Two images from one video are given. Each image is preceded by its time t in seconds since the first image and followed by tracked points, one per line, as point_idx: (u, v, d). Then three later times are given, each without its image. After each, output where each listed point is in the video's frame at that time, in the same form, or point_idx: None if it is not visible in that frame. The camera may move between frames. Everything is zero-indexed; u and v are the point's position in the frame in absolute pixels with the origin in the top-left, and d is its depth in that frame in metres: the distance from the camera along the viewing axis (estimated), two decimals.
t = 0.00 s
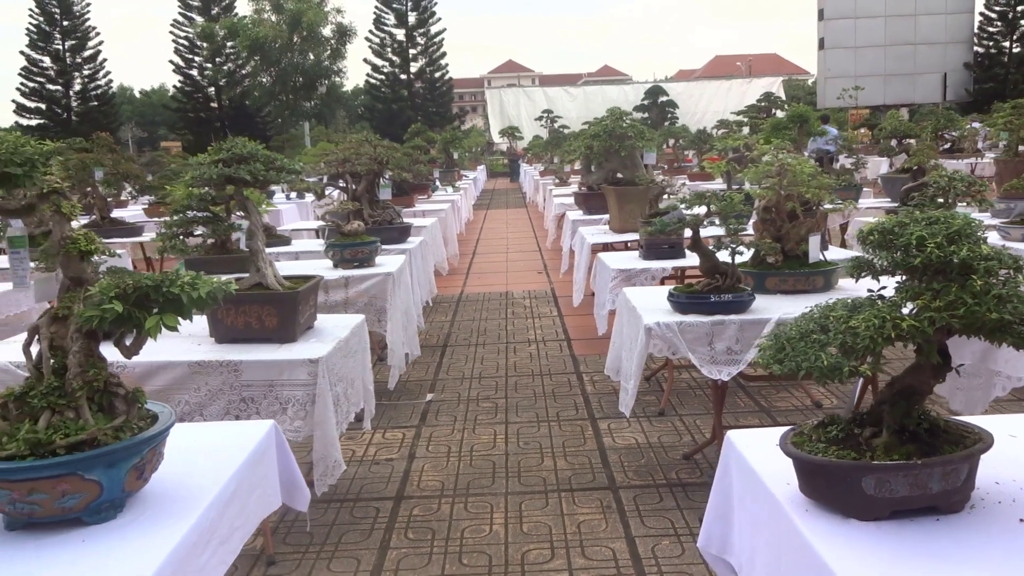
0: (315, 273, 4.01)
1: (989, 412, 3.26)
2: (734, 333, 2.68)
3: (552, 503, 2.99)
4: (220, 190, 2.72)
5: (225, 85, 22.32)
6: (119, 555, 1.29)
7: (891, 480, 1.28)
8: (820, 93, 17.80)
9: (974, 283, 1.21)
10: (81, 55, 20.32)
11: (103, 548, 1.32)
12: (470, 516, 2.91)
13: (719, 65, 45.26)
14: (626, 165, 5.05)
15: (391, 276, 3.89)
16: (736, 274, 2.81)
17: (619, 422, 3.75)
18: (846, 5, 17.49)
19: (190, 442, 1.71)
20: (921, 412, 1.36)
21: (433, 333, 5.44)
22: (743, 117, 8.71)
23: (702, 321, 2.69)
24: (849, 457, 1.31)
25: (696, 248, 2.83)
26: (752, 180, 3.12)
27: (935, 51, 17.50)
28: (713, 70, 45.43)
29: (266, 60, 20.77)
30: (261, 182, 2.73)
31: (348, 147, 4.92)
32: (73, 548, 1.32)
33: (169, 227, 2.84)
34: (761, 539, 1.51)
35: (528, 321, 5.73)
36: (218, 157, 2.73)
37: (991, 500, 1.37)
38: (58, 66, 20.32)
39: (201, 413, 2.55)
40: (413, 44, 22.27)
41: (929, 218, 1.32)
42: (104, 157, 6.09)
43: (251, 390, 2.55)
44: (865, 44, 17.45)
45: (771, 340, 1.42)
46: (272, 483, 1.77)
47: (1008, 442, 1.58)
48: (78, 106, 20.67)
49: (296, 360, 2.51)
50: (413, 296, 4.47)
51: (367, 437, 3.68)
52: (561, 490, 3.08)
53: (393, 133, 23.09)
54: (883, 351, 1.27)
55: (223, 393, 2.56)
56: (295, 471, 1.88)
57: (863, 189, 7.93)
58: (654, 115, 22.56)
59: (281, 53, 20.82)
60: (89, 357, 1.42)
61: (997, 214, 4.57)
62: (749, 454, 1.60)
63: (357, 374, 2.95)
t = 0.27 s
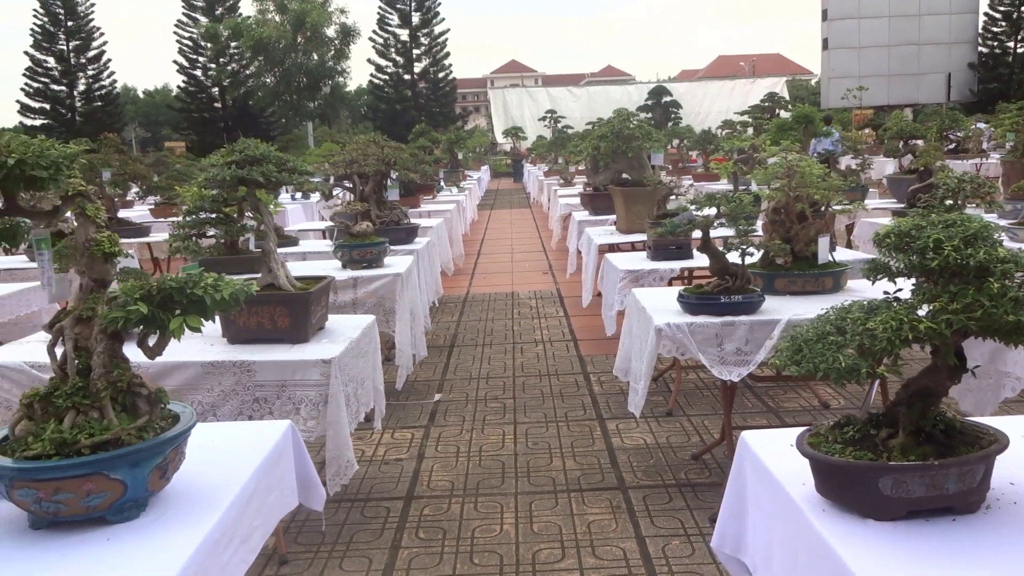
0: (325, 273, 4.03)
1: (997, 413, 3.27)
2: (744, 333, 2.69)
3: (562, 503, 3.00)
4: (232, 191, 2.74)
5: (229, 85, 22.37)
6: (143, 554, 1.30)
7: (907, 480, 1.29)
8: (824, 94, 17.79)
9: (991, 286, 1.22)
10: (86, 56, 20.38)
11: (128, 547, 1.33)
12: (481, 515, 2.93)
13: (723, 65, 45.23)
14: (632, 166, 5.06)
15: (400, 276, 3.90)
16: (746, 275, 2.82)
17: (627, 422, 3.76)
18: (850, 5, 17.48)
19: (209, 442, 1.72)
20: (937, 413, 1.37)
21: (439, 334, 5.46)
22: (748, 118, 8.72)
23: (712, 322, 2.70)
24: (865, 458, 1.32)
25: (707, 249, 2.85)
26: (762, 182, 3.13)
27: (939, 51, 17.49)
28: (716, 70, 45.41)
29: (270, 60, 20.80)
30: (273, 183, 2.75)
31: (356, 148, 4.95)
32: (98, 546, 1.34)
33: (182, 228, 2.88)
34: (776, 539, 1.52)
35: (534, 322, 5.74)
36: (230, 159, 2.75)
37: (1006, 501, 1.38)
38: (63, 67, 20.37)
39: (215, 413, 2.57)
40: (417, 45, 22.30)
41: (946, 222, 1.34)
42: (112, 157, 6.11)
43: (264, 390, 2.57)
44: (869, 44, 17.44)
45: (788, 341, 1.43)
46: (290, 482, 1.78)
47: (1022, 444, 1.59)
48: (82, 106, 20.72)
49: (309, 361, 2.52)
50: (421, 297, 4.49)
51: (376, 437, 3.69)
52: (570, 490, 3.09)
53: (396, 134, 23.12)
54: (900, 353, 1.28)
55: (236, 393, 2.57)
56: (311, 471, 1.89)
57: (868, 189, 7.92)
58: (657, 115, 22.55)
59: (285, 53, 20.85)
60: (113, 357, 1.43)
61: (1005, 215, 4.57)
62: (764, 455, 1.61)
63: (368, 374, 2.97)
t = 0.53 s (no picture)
0: (331, 273, 4.04)
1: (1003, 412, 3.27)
2: (752, 333, 2.70)
3: (569, 503, 3.01)
4: (241, 192, 2.75)
5: (231, 85, 22.39)
6: (161, 553, 1.31)
7: (920, 479, 1.30)
8: (826, 93, 17.78)
9: (1005, 286, 1.23)
10: (88, 56, 20.41)
11: (145, 546, 1.34)
12: (488, 515, 2.94)
13: (724, 65, 45.22)
14: (637, 166, 5.07)
15: (406, 276, 3.91)
16: (753, 275, 2.84)
17: (633, 422, 3.77)
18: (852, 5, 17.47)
19: (223, 441, 1.73)
20: (949, 413, 1.38)
21: (444, 334, 5.47)
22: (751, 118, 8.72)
23: (720, 322, 2.71)
24: (878, 457, 1.33)
25: (714, 249, 2.85)
26: (768, 181, 3.14)
27: (941, 51, 17.48)
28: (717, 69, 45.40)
29: (272, 60, 20.82)
30: (282, 184, 2.76)
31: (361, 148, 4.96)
32: (116, 545, 1.35)
33: (192, 229, 2.91)
34: (788, 538, 1.53)
35: (538, 322, 5.75)
36: (239, 159, 2.76)
37: (1018, 500, 1.39)
38: (65, 67, 20.40)
39: (224, 413, 2.58)
40: (419, 45, 22.31)
41: (959, 222, 1.34)
42: (117, 158, 6.13)
43: (274, 390, 2.58)
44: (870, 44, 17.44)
45: (801, 341, 1.44)
46: (302, 482, 1.79)
47: None
48: (84, 106, 20.75)
49: (318, 361, 2.53)
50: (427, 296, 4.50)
51: (383, 437, 3.70)
52: (577, 490, 3.10)
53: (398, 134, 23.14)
54: (913, 352, 1.29)
55: (246, 393, 2.58)
56: (323, 470, 1.90)
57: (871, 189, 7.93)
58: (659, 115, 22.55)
59: (287, 54, 20.87)
60: (130, 358, 1.45)
61: (1009, 214, 4.58)
62: (776, 455, 1.62)
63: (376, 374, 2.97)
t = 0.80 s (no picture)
0: (340, 273, 4.05)
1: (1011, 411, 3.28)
2: (762, 333, 2.71)
3: (579, 502, 3.02)
4: (253, 192, 2.76)
5: (235, 86, 22.44)
6: (184, 550, 1.32)
7: (938, 478, 1.30)
8: (830, 93, 17.77)
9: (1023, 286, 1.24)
10: (93, 56, 20.46)
11: (168, 543, 1.35)
12: (499, 514, 2.95)
13: (728, 64, 45.19)
14: (644, 166, 5.08)
15: (415, 276, 3.91)
16: (763, 275, 2.84)
17: (641, 421, 3.77)
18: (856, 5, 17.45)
19: (241, 440, 1.75)
20: (965, 412, 1.39)
21: (451, 333, 5.48)
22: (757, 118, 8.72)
23: (730, 321, 2.72)
24: (896, 456, 1.34)
25: (724, 249, 2.86)
26: (777, 182, 3.15)
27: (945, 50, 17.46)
28: (720, 69, 45.37)
29: (276, 60, 20.84)
30: (294, 184, 2.77)
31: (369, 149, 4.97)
32: (138, 542, 1.37)
33: (204, 229, 2.92)
34: (804, 536, 1.54)
35: (545, 321, 5.76)
36: (252, 160, 2.78)
37: None
38: (70, 68, 20.45)
39: (237, 412, 2.59)
40: (423, 45, 22.32)
41: (976, 223, 1.35)
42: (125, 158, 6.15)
43: (286, 389, 2.59)
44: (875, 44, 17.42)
45: (819, 341, 1.45)
46: (318, 480, 1.80)
47: None
48: (89, 106, 20.80)
49: (330, 360, 2.54)
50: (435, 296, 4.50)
51: (392, 436, 3.72)
52: (587, 489, 3.11)
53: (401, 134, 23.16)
54: (931, 352, 1.30)
55: (259, 392, 2.60)
56: (338, 469, 1.92)
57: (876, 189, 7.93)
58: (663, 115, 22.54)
59: (291, 54, 20.90)
60: (151, 358, 1.46)
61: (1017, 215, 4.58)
62: (791, 454, 1.63)
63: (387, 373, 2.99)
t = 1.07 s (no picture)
0: (344, 272, 4.06)
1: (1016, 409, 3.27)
2: (766, 331, 2.71)
3: (583, 500, 3.02)
4: (258, 190, 2.77)
5: (238, 85, 22.46)
6: (192, 548, 1.33)
7: (944, 476, 1.30)
8: (832, 92, 17.73)
9: None
10: (95, 56, 20.49)
11: (176, 541, 1.36)
12: (503, 512, 2.95)
13: (730, 63, 45.15)
14: (647, 165, 5.09)
15: (419, 275, 3.92)
16: (768, 274, 2.84)
17: (644, 420, 3.78)
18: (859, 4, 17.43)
19: (248, 438, 1.75)
20: (972, 410, 1.39)
21: (454, 332, 5.48)
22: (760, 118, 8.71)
23: (735, 320, 2.72)
24: (902, 453, 1.34)
25: (729, 247, 2.87)
26: (780, 180, 3.16)
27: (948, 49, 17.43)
28: (723, 68, 45.32)
29: (278, 59, 20.86)
30: (299, 183, 2.78)
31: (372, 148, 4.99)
32: (147, 540, 1.37)
33: (210, 228, 2.93)
34: (810, 534, 1.54)
35: (548, 320, 5.77)
36: (257, 159, 2.79)
37: None
38: (73, 67, 20.48)
39: (243, 410, 2.60)
40: (425, 44, 22.33)
41: (982, 220, 1.36)
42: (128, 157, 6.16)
43: (291, 388, 2.59)
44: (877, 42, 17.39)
45: (826, 339, 1.45)
46: (324, 478, 1.80)
47: None
48: (92, 106, 20.83)
49: (335, 359, 2.55)
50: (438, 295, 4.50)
51: (396, 434, 3.72)
52: (591, 487, 3.12)
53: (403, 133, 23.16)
54: (938, 349, 1.30)
55: (264, 390, 2.60)
56: (344, 467, 1.92)
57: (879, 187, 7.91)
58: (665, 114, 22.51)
59: (294, 53, 20.90)
60: (160, 355, 1.46)
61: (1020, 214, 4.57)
62: (797, 452, 1.63)
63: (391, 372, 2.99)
